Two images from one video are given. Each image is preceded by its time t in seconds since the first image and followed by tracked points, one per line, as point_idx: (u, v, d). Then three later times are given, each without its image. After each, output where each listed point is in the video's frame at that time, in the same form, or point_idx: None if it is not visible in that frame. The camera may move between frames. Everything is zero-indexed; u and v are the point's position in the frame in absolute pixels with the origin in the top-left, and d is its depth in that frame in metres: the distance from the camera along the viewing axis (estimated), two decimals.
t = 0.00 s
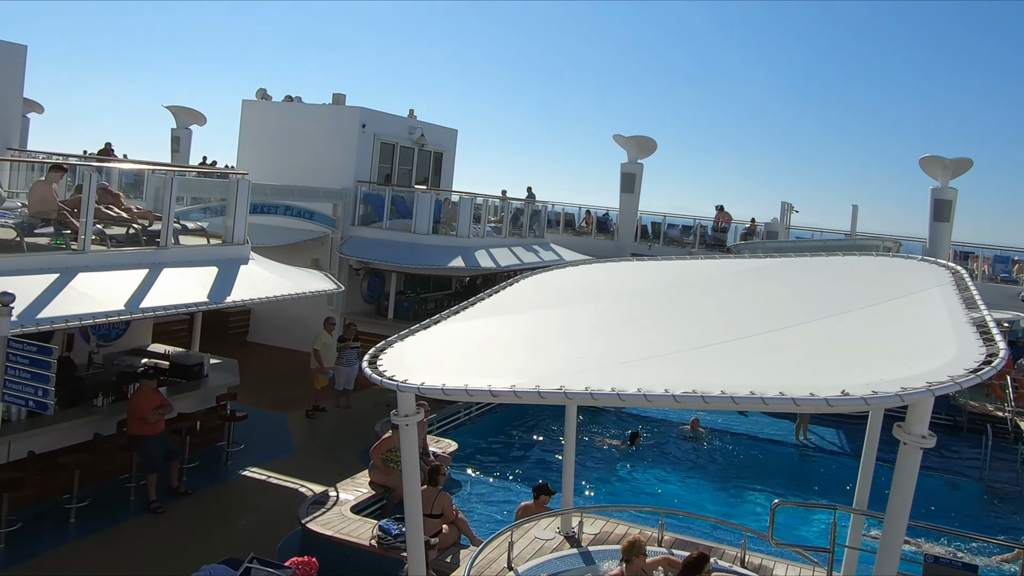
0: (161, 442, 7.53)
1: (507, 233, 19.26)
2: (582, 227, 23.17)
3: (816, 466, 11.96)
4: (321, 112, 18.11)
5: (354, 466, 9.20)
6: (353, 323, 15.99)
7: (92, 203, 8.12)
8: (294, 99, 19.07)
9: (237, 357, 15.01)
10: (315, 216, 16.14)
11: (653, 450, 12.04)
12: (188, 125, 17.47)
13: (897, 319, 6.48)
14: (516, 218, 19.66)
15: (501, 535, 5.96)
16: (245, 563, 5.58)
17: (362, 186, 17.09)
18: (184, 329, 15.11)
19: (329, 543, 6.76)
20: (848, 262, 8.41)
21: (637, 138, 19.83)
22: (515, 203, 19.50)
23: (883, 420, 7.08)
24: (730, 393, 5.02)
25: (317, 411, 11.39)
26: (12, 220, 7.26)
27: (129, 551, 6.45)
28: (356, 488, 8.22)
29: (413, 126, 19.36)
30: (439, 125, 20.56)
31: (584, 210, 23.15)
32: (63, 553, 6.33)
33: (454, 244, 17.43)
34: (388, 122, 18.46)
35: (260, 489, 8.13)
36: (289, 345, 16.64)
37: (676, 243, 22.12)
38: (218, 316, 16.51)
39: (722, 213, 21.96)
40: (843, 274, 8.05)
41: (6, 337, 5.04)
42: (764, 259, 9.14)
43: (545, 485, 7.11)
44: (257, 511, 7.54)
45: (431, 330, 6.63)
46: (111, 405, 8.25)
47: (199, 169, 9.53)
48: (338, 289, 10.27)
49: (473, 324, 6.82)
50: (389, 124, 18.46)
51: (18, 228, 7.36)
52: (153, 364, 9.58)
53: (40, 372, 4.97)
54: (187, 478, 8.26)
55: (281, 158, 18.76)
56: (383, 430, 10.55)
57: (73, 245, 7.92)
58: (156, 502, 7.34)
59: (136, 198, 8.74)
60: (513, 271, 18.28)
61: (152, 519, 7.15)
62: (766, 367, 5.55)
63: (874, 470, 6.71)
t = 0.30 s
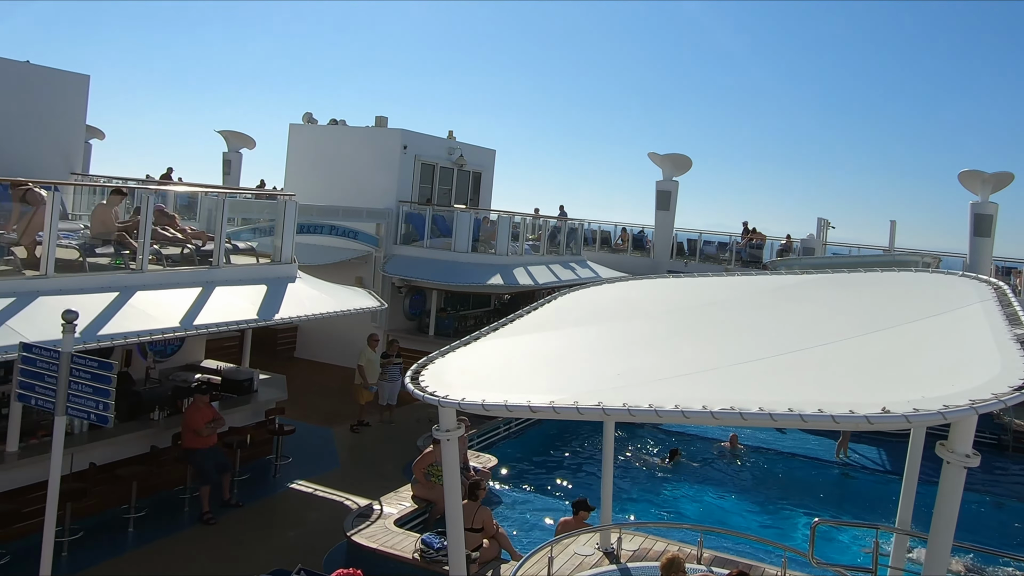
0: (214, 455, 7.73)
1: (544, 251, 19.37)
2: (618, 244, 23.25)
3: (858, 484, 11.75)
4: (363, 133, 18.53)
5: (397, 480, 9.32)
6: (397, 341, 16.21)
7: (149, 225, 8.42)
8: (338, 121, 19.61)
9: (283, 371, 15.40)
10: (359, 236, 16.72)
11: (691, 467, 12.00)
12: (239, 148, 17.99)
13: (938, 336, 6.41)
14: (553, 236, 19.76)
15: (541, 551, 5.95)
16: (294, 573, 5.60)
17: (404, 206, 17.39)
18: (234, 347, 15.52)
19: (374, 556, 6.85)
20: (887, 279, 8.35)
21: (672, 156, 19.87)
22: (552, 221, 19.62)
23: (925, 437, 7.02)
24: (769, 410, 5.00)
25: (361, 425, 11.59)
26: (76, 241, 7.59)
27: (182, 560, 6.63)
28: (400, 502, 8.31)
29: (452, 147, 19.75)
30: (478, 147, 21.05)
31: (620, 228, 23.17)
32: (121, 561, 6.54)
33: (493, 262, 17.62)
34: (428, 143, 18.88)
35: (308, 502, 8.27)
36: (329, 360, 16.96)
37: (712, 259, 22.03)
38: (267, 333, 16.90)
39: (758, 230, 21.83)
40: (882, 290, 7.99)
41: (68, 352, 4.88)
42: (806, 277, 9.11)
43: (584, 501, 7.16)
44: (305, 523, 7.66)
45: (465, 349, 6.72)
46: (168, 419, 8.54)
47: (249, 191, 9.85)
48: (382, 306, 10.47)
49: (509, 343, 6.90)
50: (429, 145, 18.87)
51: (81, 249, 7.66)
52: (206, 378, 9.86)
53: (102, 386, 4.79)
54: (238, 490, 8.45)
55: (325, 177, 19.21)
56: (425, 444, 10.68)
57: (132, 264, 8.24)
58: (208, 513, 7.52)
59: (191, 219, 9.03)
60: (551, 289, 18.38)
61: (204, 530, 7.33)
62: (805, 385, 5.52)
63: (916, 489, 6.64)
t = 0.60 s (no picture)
0: (250, 462, 7.90)
1: (572, 265, 19.45)
2: (645, 258, 23.27)
3: (887, 502, 11.61)
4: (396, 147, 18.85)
5: (427, 489, 9.42)
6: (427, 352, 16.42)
7: (191, 238, 8.66)
8: (373, 137, 19.99)
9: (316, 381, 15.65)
10: (391, 249, 17.21)
11: (718, 482, 11.95)
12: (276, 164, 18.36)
13: (968, 352, 6.37)
14: (581, 250, 19.83)
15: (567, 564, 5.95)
16: None
17: (435, 220, 17.61)
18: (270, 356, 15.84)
19: (405, 564, 6.94)
20: (917, 295, 8.31)
21: (699, 171, 19.90)
22: (580, 235, 19.69)
23: (955, 453, 6.97)
24: (796, 425, 5.02)
25: (392, 435, 11.72)
26: (122, 253, 7.85)
27: (220, 564, 6.78)
28: (429, 511, 8.40)
29: (482, 163, 20.00)
30: (508, 161, 21.21)
31: (647, 242, 23.19)
32: (161, 563, 6.70)
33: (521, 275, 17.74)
34: (459, 158, 19.15)
35: (340, 510, 8.39)
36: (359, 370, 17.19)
37: (738, 274, 21.94)
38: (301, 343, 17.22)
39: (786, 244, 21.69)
40: (911, 306, 7.96)
41: (113, 360, 5.05)
42: (835, 292, 9.10)
43: (610, 513, 7.20)
44: (338, 531, 7.79)
45: (491, 363, 6.80)
46: (206, 426, 8.73)
47: (287, 205, 10.07)
48: (413, 317, 10.62)
49: (535, 356, 6.98)
50: (459, 160, 19.13)
51: (126, 260, 7.94)
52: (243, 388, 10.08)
53: (146, 394, 4.95)
54: (273, 497, 8.60)
55: (359, 191, 19.57)
56: (454, 455, 10.77)
57: (174, 275, 8.49)
58: (245, 519, 7.67)
59: (231, 232, 9.26)
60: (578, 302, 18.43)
61: (241, 535, 7.48)
62: (832, 400, 5.53)
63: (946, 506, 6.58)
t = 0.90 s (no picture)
0: (277, 463, 8.04)
1: (592, 273, 19.51)
2: (665, 267, 23.30)
3: (907, 513, 11.52)
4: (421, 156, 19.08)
5: (449, 493, 9.51)
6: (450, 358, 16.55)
7: (222, 244, 8.87)
8: (398, 146, 20.23)
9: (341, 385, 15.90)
10: (415, 256, 17.40)
11: (737, 490, 11.92)
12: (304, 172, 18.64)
13: (990, 364, 6.36)
14: (601, 258, 19.88)
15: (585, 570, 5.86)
16: None
17: (457, 228, 17.84)
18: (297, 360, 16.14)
19: (426, 566, 7.02)
20: (941, 306, 8.28)
21: (719, 181, 19.89)
22: (600, 244, 19.76)
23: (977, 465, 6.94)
24: (815, 435, 5.03)
25: (415, 439, 11.83)
26: (156, 258, 8.08)
27: (246, 562, 6.91)
28: (451, 514, 8.47)
29: (505, 172, 20.18)
30: (530, 171, 21.37)
31: (667, 251, 23.19)
32: (190, 560, 6.84)
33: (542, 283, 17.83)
34: (482, 167, 19.34)
35: (365, 512, 8.50)
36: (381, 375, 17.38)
37: (758, 283, 21.86)
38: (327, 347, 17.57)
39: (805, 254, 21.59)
40: (933, 317, 7.95)
41: (146, 363, 5.20)
42: (857, 301, 9.10)
43: (629, 520, 7.25)
44: (362, 532, 7.89)
45: (508, 369, 6.88)
46: (236, 427, 8.83)
47: (314, 212, 10.24)
48: (437, 323, 10.74)
49: (553, 363, 7.06)
50: (482, 169, 19.32)
51: (161, 265, 8.15)
52: (270, 391, 10.25)
53: (177, 395, 5.10)
54: (299, 498, 8.73)
55: (385, 199, 19.79)
56: (475, 460, 10.84)
57: (206, 280, 8.68)
58: (271, 518, 7.80)
59: (260, 238, 9.45)
60: (598, 310, 18.46)
61: (267, 534, 7.61)
62: (850, 410, 5.56)
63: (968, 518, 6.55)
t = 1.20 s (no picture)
0: (307, 463, 8.20)
1: (614, 277, 19.56)
2: (686, 272, 23.28)
3: (933, 519, 11.42)
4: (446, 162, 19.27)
5: (473, 494, 9.61)
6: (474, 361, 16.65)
7: (254, 249, 9.06)
8: (422, 153, 20.43)
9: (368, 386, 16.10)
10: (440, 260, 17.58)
11: (760, 494, 11.90)
12: (333, 179, 18.88)
13: (1015, 369, 6.34)
14: (622, 263, 19.91)
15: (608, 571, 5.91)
16: None
17: (482, 233, 18.02)
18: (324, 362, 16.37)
19: (452, 565, 7.12)
20: (967, 311, 8.25)
21: (740, 186, 19.87)
22: (622, 248, 19.80)
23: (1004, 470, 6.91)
24: (837, 440, 5.06)
25: (440, 440, 11.95)
26: (191, 263, 8.28)
27: (278, 559, 7.05)
28: (475, 514, 8.57)
29: (528, 177, 20.33)
30: (553, 176, 21.50)
31: (688, 256, 23.20)
32: (223, 557, 7.00)
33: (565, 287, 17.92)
34: (505, 173, 19.49)
35: (391, 511, 8.62)
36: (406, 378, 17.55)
37: (779, 288, 21.76)
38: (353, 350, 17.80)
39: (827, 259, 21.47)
40: (959, 321, 7.92)
41: (182, 364, 5.37)
42: (881, 306, 9.09)
43: (651, 522, 7.31)
44: (389, 531, 8.01)
45: (530, 373, 6.98)
46: (267, 427, 8.98)
47: (342, 218, 10.40)
48: (462, 327, 10.86)
49: (574, 366, 7.14)
50: (506, 175, 19.47)
51: (196, 270, 8.34)
52: (300, 392, 10.45)
53: (210, 396, 5.17)
54: (328, 497, 8.86)
55: (410, 204, 19.99)
56: (498, 461, 10.94)
57: (237, 284, 8.88)
58: (302, 517, 7.96)
59: (290, 243, 9.62)
60: (620, 315, 18.50)
61: (298, 532, 7.77)
62: (873, 415, 5.58)
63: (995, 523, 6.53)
